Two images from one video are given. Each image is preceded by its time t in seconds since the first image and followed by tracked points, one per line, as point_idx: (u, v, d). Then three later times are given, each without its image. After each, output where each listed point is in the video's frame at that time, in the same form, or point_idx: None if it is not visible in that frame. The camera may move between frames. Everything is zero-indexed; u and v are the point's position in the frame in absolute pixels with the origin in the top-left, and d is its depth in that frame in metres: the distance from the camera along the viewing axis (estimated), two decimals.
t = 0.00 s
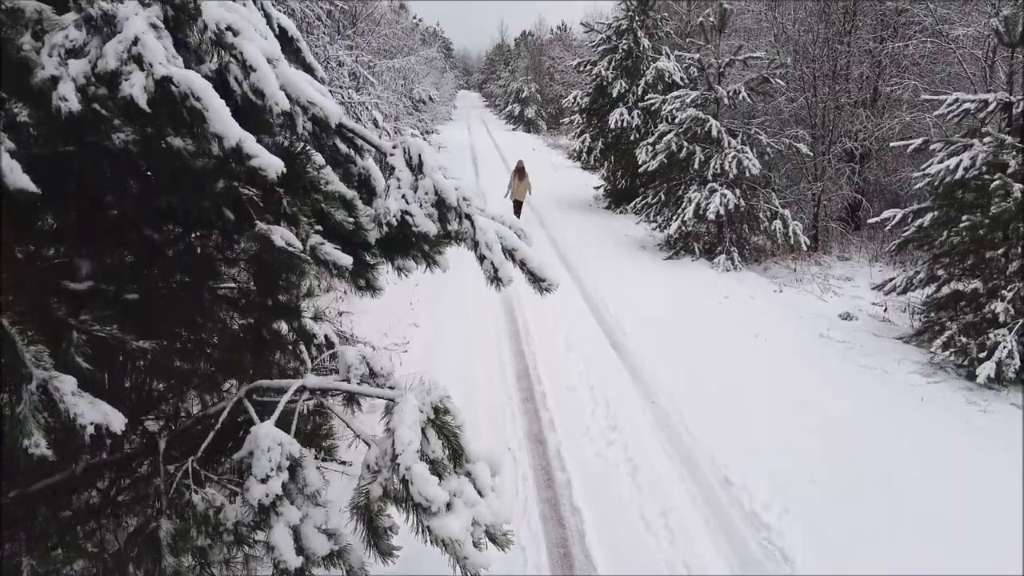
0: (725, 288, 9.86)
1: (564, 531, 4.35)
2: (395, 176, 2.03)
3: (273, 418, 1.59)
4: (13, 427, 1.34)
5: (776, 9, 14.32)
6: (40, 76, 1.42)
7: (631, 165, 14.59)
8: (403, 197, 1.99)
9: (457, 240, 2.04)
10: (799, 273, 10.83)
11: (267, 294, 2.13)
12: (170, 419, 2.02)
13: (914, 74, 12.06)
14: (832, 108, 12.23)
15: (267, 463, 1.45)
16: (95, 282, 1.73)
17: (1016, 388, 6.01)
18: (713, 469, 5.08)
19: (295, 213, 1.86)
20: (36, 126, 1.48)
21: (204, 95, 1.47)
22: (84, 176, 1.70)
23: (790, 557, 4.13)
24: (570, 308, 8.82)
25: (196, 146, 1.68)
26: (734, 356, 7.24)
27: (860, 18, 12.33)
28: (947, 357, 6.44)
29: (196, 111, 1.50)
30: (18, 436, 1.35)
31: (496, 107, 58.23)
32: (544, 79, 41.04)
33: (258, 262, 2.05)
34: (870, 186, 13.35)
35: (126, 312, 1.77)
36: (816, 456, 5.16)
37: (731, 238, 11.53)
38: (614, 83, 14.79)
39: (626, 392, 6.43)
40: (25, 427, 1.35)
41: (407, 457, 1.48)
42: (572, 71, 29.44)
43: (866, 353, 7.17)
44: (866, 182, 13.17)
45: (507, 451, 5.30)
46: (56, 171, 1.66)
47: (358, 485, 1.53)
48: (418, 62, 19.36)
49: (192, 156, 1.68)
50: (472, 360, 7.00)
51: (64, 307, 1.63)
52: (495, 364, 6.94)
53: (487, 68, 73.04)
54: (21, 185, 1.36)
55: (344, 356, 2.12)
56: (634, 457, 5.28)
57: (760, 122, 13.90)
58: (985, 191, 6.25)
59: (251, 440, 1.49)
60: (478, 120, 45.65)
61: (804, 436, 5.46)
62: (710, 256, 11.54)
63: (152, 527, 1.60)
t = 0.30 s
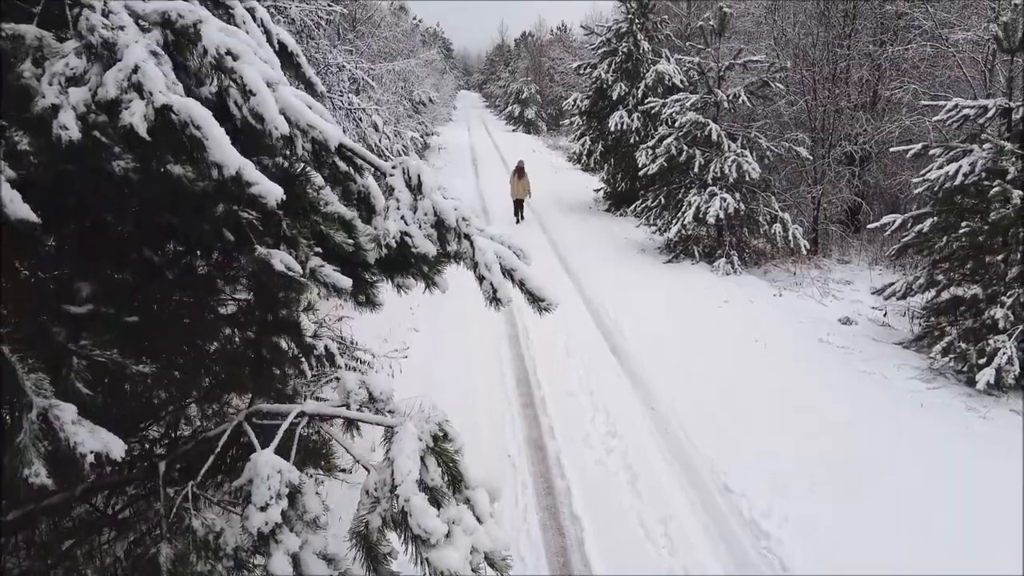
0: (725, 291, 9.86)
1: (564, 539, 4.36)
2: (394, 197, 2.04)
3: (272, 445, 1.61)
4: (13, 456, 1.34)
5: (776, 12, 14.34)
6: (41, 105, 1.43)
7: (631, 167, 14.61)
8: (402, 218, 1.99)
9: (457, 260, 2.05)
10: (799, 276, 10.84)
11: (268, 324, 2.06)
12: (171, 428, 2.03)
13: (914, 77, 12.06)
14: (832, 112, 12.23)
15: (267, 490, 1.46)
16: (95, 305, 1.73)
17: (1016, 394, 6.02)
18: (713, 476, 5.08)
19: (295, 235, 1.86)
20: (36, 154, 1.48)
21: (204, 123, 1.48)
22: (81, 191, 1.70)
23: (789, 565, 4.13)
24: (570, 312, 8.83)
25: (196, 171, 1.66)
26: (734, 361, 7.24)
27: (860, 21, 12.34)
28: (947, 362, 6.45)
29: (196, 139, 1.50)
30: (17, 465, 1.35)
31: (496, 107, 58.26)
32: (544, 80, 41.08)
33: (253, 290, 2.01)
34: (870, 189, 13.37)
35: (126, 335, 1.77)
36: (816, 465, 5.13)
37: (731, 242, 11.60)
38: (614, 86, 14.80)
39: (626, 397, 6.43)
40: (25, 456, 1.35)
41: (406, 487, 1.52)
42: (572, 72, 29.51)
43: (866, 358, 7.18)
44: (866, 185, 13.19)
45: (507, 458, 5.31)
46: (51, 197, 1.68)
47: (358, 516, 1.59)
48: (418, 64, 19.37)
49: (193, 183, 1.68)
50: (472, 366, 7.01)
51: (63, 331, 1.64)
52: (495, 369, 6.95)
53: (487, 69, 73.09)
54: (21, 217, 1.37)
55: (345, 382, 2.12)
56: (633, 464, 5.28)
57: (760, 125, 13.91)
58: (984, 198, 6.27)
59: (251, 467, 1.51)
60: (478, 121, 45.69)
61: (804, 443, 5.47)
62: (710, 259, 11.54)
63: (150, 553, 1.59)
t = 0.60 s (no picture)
0: (725, 295, 9.87)
1: (563, 548, 4.35)
2: (393, 216, 2.05)
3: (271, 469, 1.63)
4: (13, 482, 1.35)
5: (776, 15, 14.34)
6: (40, 130, 1.43)
7: (631, 170, 14.63)
8: (401, 236, 2.00)
9: (456, 278, 2.06)
10: (798, 280, 10.84)
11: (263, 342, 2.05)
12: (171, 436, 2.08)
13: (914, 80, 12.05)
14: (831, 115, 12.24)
15: (266, 515, 1.49)
16: (95, 325, 1.72)
17: (1015, 400, 6.02)
18: (713, 483, 5.08)
19: (295, 254, 1.86)
20: (35, 178, 1.47)
21: (202, 148, 1.49)
22: (80, 213, 1.70)
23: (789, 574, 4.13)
24: (570, 316, 8.83)
25: (195, 195, 1.67)
26: (734, 366, 7.24)
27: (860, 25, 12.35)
28: (947, 367, 6.45)
29: (194, 163, 1.50)
30: (16, 491, 1.35)
31: (496, 108, 58.24)
32: (544, 82, 41.12)
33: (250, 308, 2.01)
34: (869, 192, 13.38)
35: (125, 354, 1.78)
36: (815, 472, 5.13)
37: (731, 245, 11.61)
38: (614, 89, 14.80)
39: (626, 403, 6.42)
40: (24, 482, 1.36)
41: (404, 516, 1.68)
42: (572, 73, 29.53)
43: (866, 363, 7.18)
44: (866, 188, 13.20)
45: (507, 465, 5.32)
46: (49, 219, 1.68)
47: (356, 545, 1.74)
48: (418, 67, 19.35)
49: (190, 208, 1.67)
50: (472, 371, 7.01)
51: (62, 350, 1.64)
52: (495, 374, 6.94)
53: (489, 70, 73.16)
54: (21, 242, 1.38)
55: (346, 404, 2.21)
56: (633, 471, 5.27)
57: (760, 128, 13.92)
58: (984, 203, 6.27)
59: (249, 491, 1.53)
60: (479, 122, 45.69)
61: (804, 449, 5.46)
62: (710, 263, 11.54)
63: None
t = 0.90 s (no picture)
0: (725, 299, 9.86)
1: (563, 556, 4.35)
2: (392, 234, 2.05)
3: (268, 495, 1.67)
4: (10, 510, 1.35)
5: (776, 17, 14.32)
6: (38, 155, 1.43)
7: (631, 172, 14.68)
8: (400, 255, 2.00)
9: (455, 296, 2.06)
10: (798, 283, 10.84)
11: (263, 359, 2.05)
12: (170, 445, 2.09)
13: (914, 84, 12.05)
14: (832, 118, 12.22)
15: (264, 541, 1.52)
16: (93, 346, 1.74)
17: (1015, 406, 6.02)
18: (713, 492, 5.06)
19: (293, 275, 1.85)
20: (33, 205, 1.47)
21: (201, 174, 1.49)
22: (80, 233, 1.70)
23: None
24: (569, 321, 8.82)
25: (193, 220, 1.64)
26: (733, 372, 7.22)
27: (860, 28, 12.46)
28: (947, 373, 6.45)
29: (193, 189, 1.50)
30: (14, 519, 1.36)
31: (496, 109, 58.22)
32: (544, 82, 41.11)
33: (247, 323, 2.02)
34: (870, 195, 13.38)
35: (124, 375, 1.79)
36: (815, 479, 5.13)
37: (731, 248, 11.61)
38: (614, 91, 14.79)
39: (625, 410, 6.41)
40: (22, 509, 1.36)
41: (402, 544, 1.73)
42: (571, 74, 29.53)
43: (865, 369, 7.17)
44: (866, 191, 13.19)
45: (507, 472, 5.31)
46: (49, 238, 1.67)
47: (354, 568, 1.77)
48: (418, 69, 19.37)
49: (189, 232, 1.65)
50: (472, 377, 7.01)
51: (60, 370, 1.65)
52: (495, 379, 6.93)
53: (489, 71, 73.16)
54: (20, 269, 1.38)
55: (343, 430, 2.31)
56: (633, 479, 5.26)
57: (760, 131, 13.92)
58: (984, 209, 6.25)
59: (247, 519, 1.56)
60: (479, 122, 45.68)
61: (804, 457, 5.45)
62: (710, 266, 11.53)
63: None
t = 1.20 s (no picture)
0: (725, 302, 9.86)
1: (563, 563, 4.34)
2: (391, 249, 2.04)
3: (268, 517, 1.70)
4: (10, 533, 1.34)
5: (776, 20, 14.33)
6: (37, 177, 1.44)
7: (631, 175, 14.71)
8: (400, 271, 2.00)
9: (455, 311, 2.06)
10: (798, 286, 10.84)
11: (262, 373, 2.04)
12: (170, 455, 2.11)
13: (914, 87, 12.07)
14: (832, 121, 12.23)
15: (263, 563, 1.55)
16: (92, 363, 1.75)
17: (1015, 411, 6.02)
18: (713, 498, 5.06)
19: (292, 292, 1.86)
20: (32, 226, 1.47)
21: (201, 197, 1.49)
22: (81, 252, 1.71)
23: None
24: (569, 325, 8.81)
25: (194, 240, 1.60)
26: (733, 377, 7.21)
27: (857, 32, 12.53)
28: (947, 378, 6.44)
29: (192, 210, 1.50)
30: (13, 543, 1.35)
31: (496, 109, 58.28)
32: (543, 83, 41.10)
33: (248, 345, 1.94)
34: (869, 197, 13.39)
35: (125, 392, 1.79)
36: (815, 486, 5.12)
37: (731, 251, 11.62)
38: (614, 94, 14.81)
39: (625, 415, 6.40)
40: (21, 532, 1.36)
41: (401, 565, 1.75)
42: (571, 76, 29.58)
43: (865, 373, 7.17)
44: (866, 193, 13.20)
45: (507, 478, 5.31)
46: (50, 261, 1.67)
47: None
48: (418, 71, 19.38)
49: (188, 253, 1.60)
50: (472, 382, 7.01)
51: (59, 389, 1.66)
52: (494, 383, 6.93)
53: (489, 72, 73.21)
54: (18, 291, 1.38)
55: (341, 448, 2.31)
56: (633, 485, 5.26)
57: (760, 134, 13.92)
58: (984, 213, 6.26)
59: (247, 541, 1.59)
60: (479, 123, 45.69)
61: (804, 463, 5.43)
62: (710, 269, 11.53)
63: None
